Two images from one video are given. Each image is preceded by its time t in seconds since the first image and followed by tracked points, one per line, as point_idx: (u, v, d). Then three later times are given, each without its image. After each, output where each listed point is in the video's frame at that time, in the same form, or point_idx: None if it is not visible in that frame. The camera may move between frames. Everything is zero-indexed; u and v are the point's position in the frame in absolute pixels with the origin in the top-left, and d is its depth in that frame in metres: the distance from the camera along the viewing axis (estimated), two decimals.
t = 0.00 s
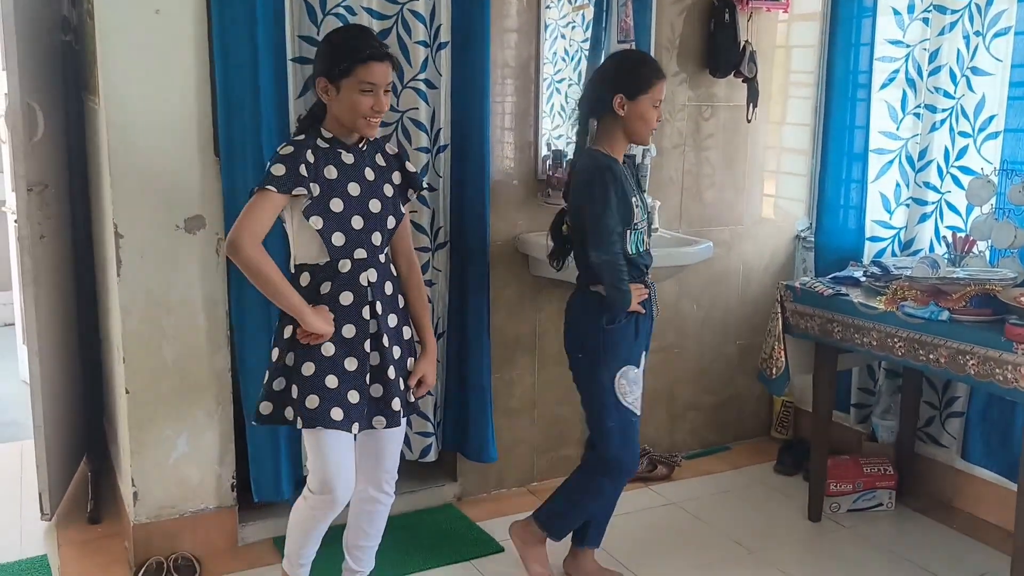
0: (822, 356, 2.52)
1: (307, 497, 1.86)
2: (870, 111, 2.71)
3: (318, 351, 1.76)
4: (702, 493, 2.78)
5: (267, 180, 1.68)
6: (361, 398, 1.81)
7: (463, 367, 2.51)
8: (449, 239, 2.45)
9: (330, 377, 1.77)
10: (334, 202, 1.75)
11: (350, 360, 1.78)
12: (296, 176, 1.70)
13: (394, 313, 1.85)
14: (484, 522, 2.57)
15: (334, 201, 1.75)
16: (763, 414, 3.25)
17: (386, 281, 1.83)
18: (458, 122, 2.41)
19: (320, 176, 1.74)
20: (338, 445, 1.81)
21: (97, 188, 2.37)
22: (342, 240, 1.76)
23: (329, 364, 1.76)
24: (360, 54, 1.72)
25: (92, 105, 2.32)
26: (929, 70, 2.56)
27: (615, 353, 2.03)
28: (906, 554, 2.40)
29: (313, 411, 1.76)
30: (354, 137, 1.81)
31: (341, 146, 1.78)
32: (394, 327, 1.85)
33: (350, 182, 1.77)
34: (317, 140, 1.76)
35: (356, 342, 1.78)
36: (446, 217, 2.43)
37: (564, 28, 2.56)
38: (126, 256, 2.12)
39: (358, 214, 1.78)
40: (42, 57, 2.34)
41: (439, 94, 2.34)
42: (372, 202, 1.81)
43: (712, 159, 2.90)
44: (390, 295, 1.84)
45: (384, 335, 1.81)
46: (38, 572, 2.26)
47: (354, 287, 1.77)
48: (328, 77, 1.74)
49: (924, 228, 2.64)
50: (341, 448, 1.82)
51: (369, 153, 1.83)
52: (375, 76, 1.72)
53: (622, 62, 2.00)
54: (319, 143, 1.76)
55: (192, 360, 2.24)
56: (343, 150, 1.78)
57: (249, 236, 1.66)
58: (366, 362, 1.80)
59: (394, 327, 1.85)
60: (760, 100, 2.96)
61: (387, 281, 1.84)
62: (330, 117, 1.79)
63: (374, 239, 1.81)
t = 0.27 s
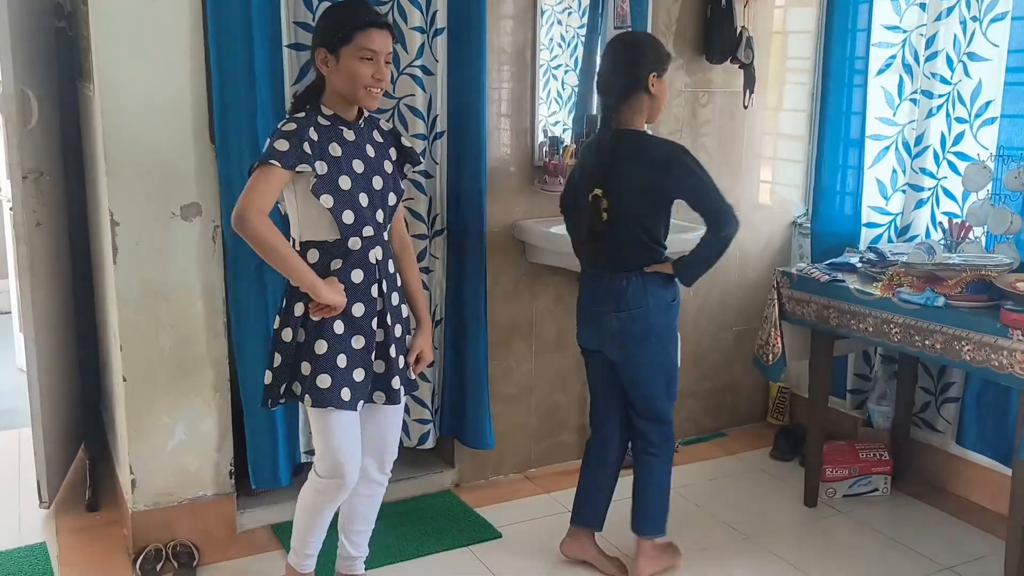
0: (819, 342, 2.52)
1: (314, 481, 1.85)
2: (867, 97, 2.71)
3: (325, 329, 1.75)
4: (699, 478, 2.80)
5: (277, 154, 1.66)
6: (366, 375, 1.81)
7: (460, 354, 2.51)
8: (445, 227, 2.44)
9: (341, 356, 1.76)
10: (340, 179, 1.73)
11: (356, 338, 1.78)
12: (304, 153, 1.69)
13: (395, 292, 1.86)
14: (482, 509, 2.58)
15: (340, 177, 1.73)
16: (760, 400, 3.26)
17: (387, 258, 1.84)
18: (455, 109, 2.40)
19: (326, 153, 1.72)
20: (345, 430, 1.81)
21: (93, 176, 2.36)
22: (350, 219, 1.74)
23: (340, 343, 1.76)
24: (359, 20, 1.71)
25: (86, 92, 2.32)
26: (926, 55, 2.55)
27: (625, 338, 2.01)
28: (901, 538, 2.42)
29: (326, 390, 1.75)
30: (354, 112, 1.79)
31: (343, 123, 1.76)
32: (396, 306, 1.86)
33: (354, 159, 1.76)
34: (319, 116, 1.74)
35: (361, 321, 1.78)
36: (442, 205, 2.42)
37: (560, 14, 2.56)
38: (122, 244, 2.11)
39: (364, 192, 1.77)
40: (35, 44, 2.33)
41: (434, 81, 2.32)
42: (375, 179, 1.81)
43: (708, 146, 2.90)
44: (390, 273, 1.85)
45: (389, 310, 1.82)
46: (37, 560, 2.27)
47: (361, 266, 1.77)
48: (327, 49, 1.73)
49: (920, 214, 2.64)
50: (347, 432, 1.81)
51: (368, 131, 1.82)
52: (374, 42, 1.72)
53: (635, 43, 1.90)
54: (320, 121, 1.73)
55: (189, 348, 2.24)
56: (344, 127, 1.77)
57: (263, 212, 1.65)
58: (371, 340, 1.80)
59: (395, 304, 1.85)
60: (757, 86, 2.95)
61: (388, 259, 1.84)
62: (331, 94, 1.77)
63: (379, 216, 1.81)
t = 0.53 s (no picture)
0: (819, 345, 2.53)
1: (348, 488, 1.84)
2: (867, 100, 2.71)
3: (343, 330, 1.74)
4: (699, 482, 2.80)
5: (314, 158, 1.65)
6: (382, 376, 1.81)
7: (461, 358, 2.51)
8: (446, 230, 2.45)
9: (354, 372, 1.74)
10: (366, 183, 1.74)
11: (371, 342, 1.78)
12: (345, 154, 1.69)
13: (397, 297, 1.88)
14: (482, 512, 2.58)
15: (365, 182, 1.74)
16: (760, 403, 3.26)
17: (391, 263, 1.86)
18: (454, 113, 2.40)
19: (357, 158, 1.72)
20: (378, 433, 1.81)
21: (93, 180, 2.36)
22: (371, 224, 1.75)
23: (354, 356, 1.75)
24: (345, 29, 1.72)
25: (87, 96, 2.32)
26: (926, 58, 2.56)
27: (641, 343, 2.03)
28: (901, 541, 2.42)
29: (354, 391, 1.74)
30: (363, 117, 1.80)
31: (358, 129, 1.76)
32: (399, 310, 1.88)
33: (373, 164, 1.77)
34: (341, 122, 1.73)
35: (375, 326, 1.79)
36: (442, 208, 2.43)
37: (560, 17, 2.57)
38: (123, 248, 2.11)
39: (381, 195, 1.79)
40: (37, 49, 2.34)
41: (435, 85, 2.33)
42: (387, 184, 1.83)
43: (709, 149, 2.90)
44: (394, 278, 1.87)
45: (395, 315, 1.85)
46: (37, 564, 2.27)
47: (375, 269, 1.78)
48: (323, 63, 1.74)
49: (920, 217, 2.64)
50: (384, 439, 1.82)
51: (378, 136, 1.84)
52: (370, 46, 1.73)
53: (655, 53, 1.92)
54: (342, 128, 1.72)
55: (190, 352, 2.24)
56: (360, 134, 1.76)
57: (312, 219, 1.64)
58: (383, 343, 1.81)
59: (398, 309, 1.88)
60: (757, 89, 2.95)
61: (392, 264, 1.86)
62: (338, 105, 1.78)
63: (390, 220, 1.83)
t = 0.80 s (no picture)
0: (820, 352, 2.53)
1: (360, 491, 1.86)
2: (866, 106, 2.71)
3: (376, 336, 1.77)
4: (700, 489, 2.79)
5: (356, 171, 1.68)
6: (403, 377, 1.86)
7: (462, 365, 2.51)
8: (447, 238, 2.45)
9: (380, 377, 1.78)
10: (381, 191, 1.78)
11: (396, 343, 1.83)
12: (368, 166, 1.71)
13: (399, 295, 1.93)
14: (484, 520, 2.57)
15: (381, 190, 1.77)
16: (761, 409, 3.26)
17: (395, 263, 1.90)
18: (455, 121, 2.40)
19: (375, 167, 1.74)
20: (396, 434, 1.84)
21: (95, 189, 2.36)
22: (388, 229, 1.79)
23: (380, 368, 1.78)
24: (359, 32, 1.72)
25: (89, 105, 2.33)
26: (925, 64, 2.57)
27: (645, 350, 2.03)
28: (903, 548, 2.42)
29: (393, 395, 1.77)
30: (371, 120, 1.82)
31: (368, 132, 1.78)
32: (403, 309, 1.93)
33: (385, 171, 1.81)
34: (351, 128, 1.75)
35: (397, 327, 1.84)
36: (443, 216, 2.43)
37: (560, 25, 2.57)
38: (125, 256, 2.12)
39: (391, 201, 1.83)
40: (39, 59, 2.34)
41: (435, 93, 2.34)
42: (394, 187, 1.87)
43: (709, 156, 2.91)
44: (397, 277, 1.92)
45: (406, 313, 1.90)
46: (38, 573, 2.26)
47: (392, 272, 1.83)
48: (339, 65, 1.73)
49: (920, 223, 2.65)
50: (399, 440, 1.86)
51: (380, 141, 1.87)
52: (384, 47, 1.74)
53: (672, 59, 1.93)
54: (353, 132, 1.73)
55: (192, 360, 2.24)
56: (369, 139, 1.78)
57: (374, 227, 1.68)
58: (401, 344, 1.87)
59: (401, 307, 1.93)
60: (757, 96, 2.96)
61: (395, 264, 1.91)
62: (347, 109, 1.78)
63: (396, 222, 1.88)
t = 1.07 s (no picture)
0: (820, 358, 2.52)
1: (428, 481, 1.86)
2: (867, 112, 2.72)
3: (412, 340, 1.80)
4: (700, 494, 2.79)
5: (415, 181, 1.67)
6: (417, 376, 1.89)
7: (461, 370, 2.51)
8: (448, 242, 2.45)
9: (413, 381, 1.80)
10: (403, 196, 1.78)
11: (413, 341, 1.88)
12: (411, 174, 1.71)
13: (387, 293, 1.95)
14: (484, 525, 2.57)
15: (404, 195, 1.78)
16: (762, 415, 3.26)
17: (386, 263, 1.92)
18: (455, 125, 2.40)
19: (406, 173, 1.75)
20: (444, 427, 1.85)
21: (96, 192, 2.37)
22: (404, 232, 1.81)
23: (409, 370, 1.79)
24: (386, 40, 1.72)
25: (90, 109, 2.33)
26: (926, 70, 2.57)
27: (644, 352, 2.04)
28: (904, 554, 2.41)
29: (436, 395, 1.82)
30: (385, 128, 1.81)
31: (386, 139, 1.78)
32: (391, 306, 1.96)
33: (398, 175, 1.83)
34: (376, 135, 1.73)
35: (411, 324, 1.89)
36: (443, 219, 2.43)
37: (562, 31, 2.57)
38: (125, 259, 2.12)
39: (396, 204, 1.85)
40: (40, 62, 2.35)
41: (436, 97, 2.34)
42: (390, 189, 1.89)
43: (710, 161, 2.91)
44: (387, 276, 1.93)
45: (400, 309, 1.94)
46: None
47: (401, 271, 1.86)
48: (364, 73, 1.72)
49: (921, 229, 2.65)
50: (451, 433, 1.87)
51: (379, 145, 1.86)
52: (405, 57, 1.75)
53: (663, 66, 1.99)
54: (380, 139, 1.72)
55: (191, 363, 2.24)
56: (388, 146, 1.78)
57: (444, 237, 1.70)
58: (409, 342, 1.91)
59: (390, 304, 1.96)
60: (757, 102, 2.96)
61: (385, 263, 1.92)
62: (364, 117, 1.77)
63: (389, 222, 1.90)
